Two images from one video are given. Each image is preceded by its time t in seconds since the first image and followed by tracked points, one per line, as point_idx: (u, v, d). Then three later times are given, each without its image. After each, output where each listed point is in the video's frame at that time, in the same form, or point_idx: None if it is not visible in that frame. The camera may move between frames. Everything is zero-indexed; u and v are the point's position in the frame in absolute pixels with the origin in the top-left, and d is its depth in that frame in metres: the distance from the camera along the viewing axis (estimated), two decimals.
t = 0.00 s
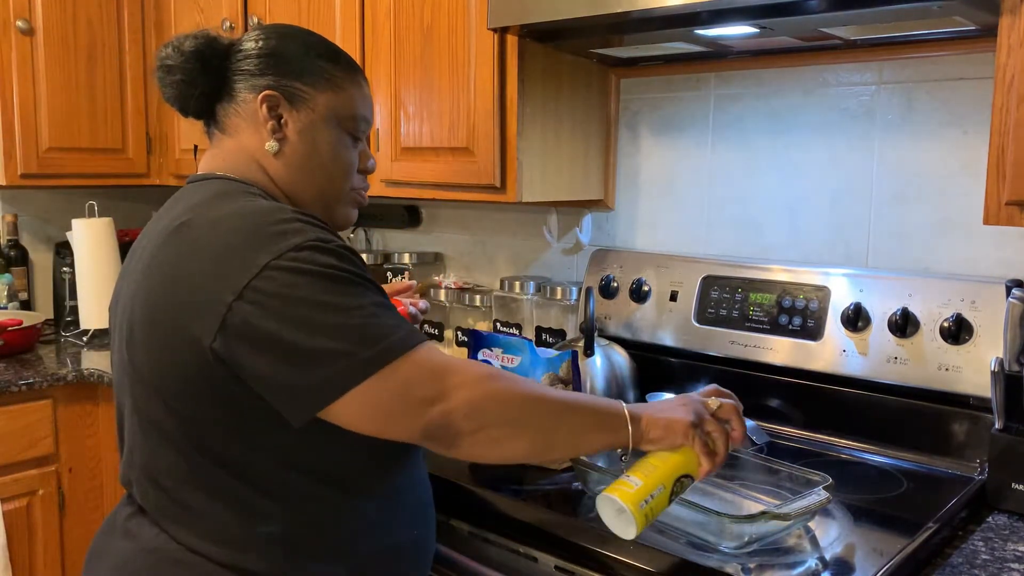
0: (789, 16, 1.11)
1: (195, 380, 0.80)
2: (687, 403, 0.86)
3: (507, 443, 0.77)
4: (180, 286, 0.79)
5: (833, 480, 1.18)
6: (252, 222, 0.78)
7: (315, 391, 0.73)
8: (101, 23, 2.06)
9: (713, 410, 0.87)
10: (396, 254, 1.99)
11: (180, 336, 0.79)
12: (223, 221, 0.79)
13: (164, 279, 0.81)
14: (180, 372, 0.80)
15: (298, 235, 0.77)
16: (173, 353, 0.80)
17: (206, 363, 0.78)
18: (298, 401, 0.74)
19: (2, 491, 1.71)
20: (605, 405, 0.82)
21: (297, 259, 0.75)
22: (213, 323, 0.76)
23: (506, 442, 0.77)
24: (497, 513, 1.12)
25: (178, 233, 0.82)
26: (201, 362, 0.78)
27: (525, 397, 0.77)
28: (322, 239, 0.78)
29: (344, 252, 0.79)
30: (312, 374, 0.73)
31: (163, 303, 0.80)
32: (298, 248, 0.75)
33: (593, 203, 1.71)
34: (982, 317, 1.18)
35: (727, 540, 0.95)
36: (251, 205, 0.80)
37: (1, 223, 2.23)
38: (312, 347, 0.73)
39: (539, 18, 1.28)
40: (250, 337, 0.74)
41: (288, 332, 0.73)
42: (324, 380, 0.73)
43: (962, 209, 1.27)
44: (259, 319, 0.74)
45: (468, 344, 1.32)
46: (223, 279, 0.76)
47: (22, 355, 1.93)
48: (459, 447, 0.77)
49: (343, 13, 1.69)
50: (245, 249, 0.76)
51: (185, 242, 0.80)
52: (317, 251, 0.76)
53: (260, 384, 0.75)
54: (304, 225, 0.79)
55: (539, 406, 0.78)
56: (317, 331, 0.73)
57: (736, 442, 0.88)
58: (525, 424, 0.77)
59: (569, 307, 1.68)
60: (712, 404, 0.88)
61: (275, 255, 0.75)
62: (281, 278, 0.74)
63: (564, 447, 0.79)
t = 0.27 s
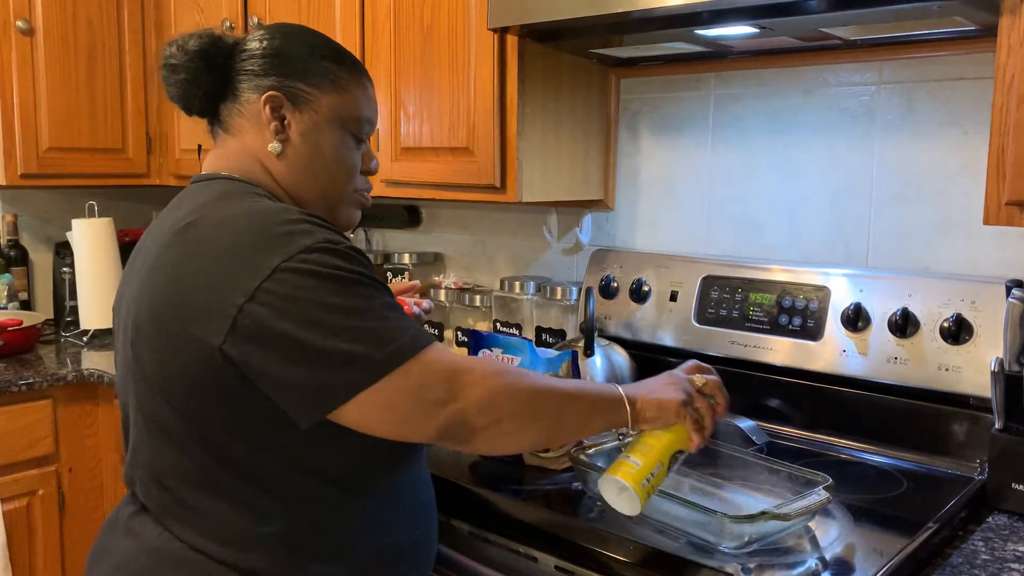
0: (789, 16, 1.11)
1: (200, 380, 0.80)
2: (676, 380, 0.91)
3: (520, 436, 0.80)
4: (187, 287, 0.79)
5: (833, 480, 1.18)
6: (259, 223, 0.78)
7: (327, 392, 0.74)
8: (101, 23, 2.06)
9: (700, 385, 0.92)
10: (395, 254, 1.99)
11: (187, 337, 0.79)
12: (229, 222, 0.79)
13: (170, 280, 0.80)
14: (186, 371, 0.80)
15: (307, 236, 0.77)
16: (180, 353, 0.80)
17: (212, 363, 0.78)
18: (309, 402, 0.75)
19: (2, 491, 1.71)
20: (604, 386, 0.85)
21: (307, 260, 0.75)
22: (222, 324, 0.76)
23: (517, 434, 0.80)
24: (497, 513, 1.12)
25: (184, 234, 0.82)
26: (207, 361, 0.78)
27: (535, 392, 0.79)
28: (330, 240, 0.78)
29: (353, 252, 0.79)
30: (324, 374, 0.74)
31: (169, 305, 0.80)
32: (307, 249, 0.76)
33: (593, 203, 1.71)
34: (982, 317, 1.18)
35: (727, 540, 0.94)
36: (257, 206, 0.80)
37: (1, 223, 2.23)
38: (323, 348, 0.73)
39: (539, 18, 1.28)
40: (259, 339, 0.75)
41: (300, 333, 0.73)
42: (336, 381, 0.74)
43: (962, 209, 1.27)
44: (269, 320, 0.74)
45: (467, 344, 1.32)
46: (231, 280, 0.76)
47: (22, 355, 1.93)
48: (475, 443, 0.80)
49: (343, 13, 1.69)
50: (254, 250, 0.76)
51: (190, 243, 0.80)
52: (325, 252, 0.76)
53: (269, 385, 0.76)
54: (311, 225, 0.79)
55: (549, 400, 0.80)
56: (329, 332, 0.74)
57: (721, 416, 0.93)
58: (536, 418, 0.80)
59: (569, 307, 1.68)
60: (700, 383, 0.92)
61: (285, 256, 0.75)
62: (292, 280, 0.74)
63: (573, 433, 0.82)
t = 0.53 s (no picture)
0: (790, 16, 1.11)
1: (203, 375, 0.80)
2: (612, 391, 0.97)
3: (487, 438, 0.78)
4: (189, 280, 0.79)
5: (833, 480, 1.18)
6: (259, 216, 0.77)
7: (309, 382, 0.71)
8: (100, 23, 2.06)
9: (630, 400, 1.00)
10: (396, 254, 1.99)
11: (189, 331, 0.79)
12: (232, 216, 0.79)
13: (174, 274, 0.81)
14: (188, 368, 0.80)
15: (302, 227, 0.76)
16: (182, 347, 0.80)
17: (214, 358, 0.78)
18: (295, 393, 0.72)
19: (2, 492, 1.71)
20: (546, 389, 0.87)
21: (299, 248, 0.74)
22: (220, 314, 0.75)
23: (487, 436, 0.79)
24: (498, 513, 1.12)
25: (189, 229, 0.82)
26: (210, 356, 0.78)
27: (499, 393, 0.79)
28: (326, 234, 0.77)
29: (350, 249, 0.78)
30: (308, 364, 0.71)
31: (172, 299, 0.80)
32: (301, 239, 0.75)
33: (593, 203, 1.71)
34: (981, 317, 1.18)
35: (727, 540, 0.95)
36: (260, 202, 0.80)
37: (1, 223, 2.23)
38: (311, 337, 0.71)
39: (539, 18, 1.28)
40: (254, 330, 0.74)
41: (287, 321, 0.72)
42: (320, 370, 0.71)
43: (962, 209, 1.27)
44: (262, 310, 0.73)
45: (468, 344, 1.32)
46: (228, 271, 0.76)
47: (22, 355, 1.93)
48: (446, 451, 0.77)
49: (343, 13, 1.69)
50: (250, 240, 0.76)
51: (192, 238, 0.81)
52: (322, 245, 0.75)
53: (262, 376, 0.74)
54: (310, 220, 0.78)
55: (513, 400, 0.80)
56: (315, 319, 0.71)
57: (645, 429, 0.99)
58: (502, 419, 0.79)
59: (569, 307, 1.68)
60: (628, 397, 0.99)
61: (278, 245, 0.74)
62: (283, 267, 0.73)
63: (534, 434, 0.82)
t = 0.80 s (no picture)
0: (790, 16, 1.11)
1: (199, 375, 0.80)
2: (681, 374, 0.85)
3: (499, 424, 0.75)
4: (182, 278, 0.79)
5: (833, 480, 1.18)
6: (250, 214, 0.77)
7: (303, 375, 0.71)
8: (101, 24, 2.06)
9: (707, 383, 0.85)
10: (396, 254, 1.99)
11: (182, 328, 0.79)
12: (225, 213, 0.80)
13: (168, 272, 0.81)
14: (184, 369, 0.80)
15: (293, 223, 0.76)
16: (177, 345, 0.80)
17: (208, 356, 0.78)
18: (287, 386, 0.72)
19: (2, 492, 1.71)
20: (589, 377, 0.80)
21: (289, 244, 0.74)
22: (212, 313, 0.75)
23: (500, 421, 0.75)
24: (497, 513, 1.12)
25: (184, 227, 0.82)
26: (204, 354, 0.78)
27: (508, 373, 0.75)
28: (317, 231, 0.77)
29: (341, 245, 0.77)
30: (301, 358, 0.71)
31: (166, 297, 0.80)
32: (291, 236, 0.75)
33: (593, 203, 1.71)
34: (981, 317, 1.18)
35: (727, 540, 0.94)
36: (254, 199, 0.80)
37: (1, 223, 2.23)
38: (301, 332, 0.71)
39: (539, 18, 1.28)
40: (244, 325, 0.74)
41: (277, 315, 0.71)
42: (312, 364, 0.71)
43: (962, 209, 1.27)
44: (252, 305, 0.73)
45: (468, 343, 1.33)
46: (220, 269, 0.76)
47: (22, 355, 1.93)
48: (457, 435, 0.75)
49: (343, 13, 1.69)
50: (241, 238, 0.76)
51: (185, 238, 0.81)
52: (314, 240, 0.75)
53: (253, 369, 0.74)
54: (303, 217, 0.78)
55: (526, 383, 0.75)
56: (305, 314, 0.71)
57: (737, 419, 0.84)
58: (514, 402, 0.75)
59: (569, 307, 1.68)
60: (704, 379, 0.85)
61: (268, 242, 0.74)
62: (273, 263, 0.73)
63: (555, 426, 0.76)
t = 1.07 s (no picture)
0: (790, 15, 1.11)
1: (188, 380, 0.79)
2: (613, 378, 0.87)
3: (466, 452, 0.74)
4: (171, 285, 0.79)
5: (833, 480, 1.18)
6: (241, 224, 0.77)
7: (284, 391, 0.70)
8: (101, 24, 2.06)
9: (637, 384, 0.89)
10: (395, 254, 1.99)
11: (170, 335, 0.79)
12: (214, 220, 0.79)
13: (158, 279, 0.81)
14: (172, 374, 0.80)
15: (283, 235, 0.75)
16: (166, 352, 0.80)
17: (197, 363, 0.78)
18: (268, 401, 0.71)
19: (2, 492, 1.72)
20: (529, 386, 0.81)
21: (277, 258, 0.73)
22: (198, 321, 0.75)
23: (468, 448, 0.74)
24: (497, 512, 1.12)
25: (175, 233, 0.82)
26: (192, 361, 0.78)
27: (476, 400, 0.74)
28: (305, 241, 0.76)
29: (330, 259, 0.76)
30: (283, 373, 0.70)
31: (156, 303, 0.80)
32: (280, 249, 0.74)
33: (594, 203, 1.71)
34: (982, 317, 1.18)
35: (727, 540, 0.94)
36: (243, 206, 0.80)
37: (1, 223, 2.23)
38: (285, 346, 0.70)
39: (539, 18, 1.28)
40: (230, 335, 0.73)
41: (262, 329, 0.71)
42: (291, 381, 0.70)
43: (962, 209, 1.27)
44: (239, 317, 0.72)
45: (468, 344, 1.33)
46: (208, 278, 0.75)
47: (22, 355, 1.93)
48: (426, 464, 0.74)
49: (343, 13, 1.69)
50: (230, 248, 0.75)
51: (177, 243, 0.81)
52: (302, 251, 0.75)
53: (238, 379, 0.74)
54: (291, 225, 0.77)
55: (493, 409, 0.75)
56: (288, 331, 0.70)
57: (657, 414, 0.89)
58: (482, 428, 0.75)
59: (569, 307, 1.69)
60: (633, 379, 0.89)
61: (257, 254, 0.73)
62: (259, 277, 0.72)
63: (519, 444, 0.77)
